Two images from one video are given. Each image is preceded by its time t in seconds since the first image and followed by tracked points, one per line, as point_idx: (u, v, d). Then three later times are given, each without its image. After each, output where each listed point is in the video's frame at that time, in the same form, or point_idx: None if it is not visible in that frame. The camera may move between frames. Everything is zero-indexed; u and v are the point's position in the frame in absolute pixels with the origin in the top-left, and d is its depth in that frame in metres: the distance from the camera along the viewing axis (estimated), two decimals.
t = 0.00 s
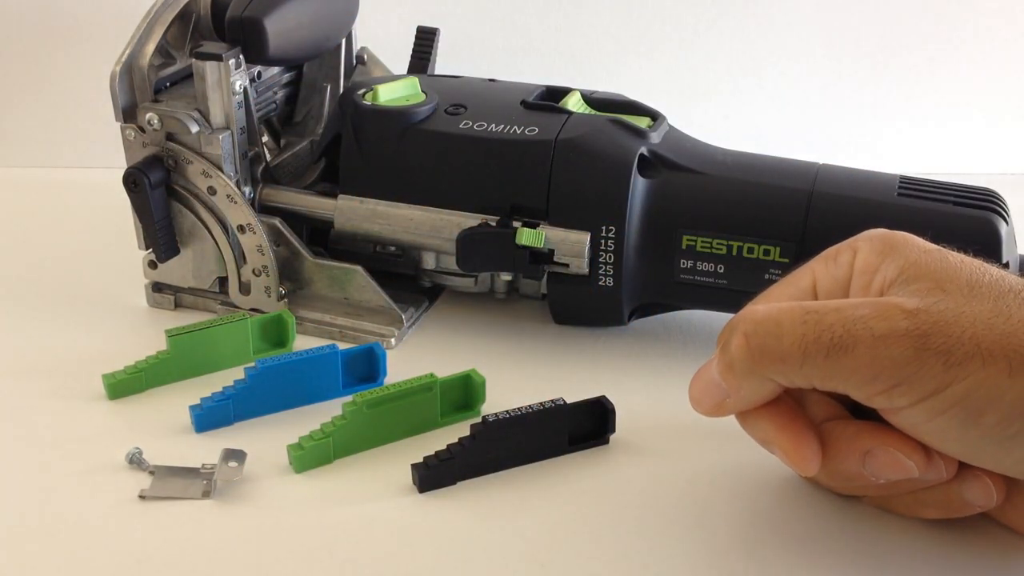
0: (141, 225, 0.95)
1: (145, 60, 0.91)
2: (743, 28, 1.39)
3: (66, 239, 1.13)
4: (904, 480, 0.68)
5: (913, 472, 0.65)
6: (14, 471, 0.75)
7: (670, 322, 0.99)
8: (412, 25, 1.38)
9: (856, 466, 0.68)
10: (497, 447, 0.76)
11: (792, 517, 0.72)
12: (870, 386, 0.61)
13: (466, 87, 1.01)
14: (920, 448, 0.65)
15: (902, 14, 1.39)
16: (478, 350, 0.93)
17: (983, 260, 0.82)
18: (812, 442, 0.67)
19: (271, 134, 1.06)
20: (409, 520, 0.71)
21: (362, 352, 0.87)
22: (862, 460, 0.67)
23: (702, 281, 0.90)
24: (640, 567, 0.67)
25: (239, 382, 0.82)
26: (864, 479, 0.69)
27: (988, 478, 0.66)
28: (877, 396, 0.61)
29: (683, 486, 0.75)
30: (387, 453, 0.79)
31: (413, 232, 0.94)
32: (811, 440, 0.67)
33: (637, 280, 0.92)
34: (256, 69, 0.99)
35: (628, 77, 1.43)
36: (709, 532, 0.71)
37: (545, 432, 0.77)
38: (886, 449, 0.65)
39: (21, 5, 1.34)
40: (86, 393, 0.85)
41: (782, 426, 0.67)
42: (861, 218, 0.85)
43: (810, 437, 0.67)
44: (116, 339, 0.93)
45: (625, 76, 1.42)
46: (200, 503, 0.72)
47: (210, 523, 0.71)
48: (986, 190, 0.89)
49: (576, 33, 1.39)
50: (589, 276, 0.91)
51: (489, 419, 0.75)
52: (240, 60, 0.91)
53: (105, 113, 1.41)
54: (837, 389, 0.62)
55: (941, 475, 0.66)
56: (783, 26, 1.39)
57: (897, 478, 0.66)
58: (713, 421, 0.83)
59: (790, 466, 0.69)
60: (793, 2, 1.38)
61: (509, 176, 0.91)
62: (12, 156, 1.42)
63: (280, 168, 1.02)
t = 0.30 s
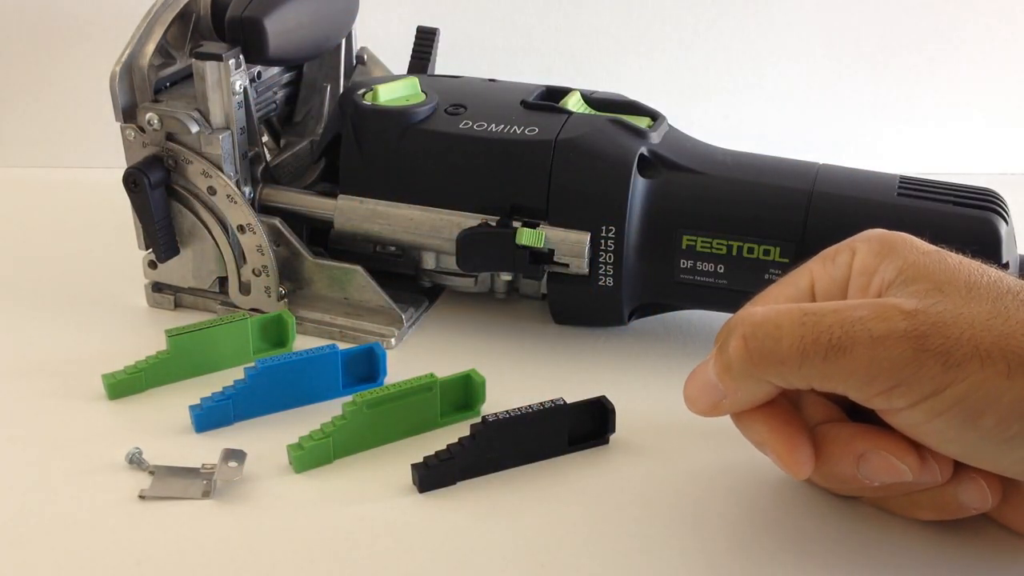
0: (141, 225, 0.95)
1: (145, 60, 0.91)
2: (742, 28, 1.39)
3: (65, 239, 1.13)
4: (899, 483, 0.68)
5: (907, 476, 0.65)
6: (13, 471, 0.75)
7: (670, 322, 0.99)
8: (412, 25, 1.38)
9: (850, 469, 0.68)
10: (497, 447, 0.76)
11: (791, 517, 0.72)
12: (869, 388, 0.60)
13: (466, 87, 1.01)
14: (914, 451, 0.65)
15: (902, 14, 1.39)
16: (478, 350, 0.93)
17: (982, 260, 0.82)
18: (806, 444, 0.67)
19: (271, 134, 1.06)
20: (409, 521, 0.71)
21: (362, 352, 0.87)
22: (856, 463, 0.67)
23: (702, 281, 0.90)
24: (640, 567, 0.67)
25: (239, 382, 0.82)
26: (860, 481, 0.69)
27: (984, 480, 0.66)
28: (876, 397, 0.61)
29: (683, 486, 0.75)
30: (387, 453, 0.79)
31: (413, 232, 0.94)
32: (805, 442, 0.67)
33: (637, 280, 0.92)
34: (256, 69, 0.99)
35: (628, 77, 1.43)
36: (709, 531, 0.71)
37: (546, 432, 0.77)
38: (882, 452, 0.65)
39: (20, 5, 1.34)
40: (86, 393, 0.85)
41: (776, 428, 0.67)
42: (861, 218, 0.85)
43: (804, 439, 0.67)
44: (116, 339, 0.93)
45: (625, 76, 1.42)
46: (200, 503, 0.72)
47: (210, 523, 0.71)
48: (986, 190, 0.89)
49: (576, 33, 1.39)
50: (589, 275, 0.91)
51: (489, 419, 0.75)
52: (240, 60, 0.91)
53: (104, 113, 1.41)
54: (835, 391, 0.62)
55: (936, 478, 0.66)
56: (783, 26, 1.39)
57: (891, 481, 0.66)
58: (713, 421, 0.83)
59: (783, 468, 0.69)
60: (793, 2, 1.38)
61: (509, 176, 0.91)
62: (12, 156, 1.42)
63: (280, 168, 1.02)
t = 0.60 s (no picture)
0: (141, 225, 0.95)
1: (145, 60, 0.91)
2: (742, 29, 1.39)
3: (65, 239, 1.13)
4: (897, 485, 0.68)
5: (905, 477, 0.65)
6: (13, 471, 0.75)
7: (669, 322, 0.99)
8: (412, 25, 1.38)
9: (848, 470, 0.68)
10: (497, 447, 0.76)
11: (792, 517, 0.72)
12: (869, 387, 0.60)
13: (466, 87, 1.01)
14: (912, 453, 0.65)
15: (902, 15, 1.39)
16: (477, 350, 0.93)
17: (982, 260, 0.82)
18: (803, 444, 0.67)
19: (271, 134, 1.06)
20: (409, 521, 0.71)
21: (362, 351, 0.87)
22: (854, 464, 0.67)
23: (702, 281, 0.90)
24: (640, 567, 0.67)
25: (239, 383, 0.82)
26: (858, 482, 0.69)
27: (982, 481, 0.66)
28: (876, 396, 0.61)
29: (682, 486, 0.75)
30: (387, 453, 0.79)
31: (413, 233, 0.94)
32: (804, 443, 0.67)
33: (637, 280, 0.92)
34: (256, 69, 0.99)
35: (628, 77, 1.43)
36: (709, 531, 0.71)
37: (546, 432, 0.77)
38: (879, 453, 0.65)
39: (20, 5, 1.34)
40: (86, 393, 0.85)
41: (775, 428, 0.67)
42: (862, 217, 0.85)
43: (802, 439, 0.67)
44: (115, 340, 0.93)
45: (625, 76, 1.42)
46: (200, 503, 0.72)
47: (210, 523, 0.71)
48: (986, 190, 0.89)
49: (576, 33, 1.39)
50: (589, 275, 0.91)
51: (489, 419, 0.75)
52: (240, 60, 0.91)
53: (104, 114, 1.41)
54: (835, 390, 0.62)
55: (935, 479, 0.66)
56: (783, 26, 1.39)
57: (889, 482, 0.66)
58: (713, 421, 0.83)
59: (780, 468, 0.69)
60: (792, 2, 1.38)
61: (510, 176, 0.91)
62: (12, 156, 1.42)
63: (280, 168, 1.02)
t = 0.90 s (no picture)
0: (141, 224, 0.95)
1: (145, 60, 0.91)
2: (741, 29, 1.39)
3: (65, 239, 1.13)
4: (897, 485, 0.68)
5: (905, 477, 0.65)
6: (13, 472, 0.75)
7: (669, 322, 0.99)
8: (413, 25, 1.38)
9: (848, 470, 0.68)
10: (497, 447, 0.76)
11: (792, 518, 0.72)
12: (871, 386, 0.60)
13: (465, 87, 1.01)
14: (913, 454, 0.65)
15: (901, 15, 1.39)
16: (477, 351, 0.93)
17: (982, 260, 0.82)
18: (803, 444, 0.67)
19: (271, 134, 1.07)
20: (409, 520, 0.71)
21: (362, 351, 0.87)
22: (854, 464, 0.67)
23: (702, 281, 0.90)
24: (640, 567, 0.67)
25: (239, 383, 0.82)
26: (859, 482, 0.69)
27: (982, 482, 0.66)
28: (877, 396, 0.61)
29: (683, 486, 0.75)
30: (387, 454, 0.79)
31: (413, 232, 0.94)
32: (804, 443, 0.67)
33: (637, 280, 0.92)
34: (256, 69, 0.99)
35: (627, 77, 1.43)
36: (710, 532, 0.71)
37: (546, 432, 0.77)
38: (879, 454, 0.65)
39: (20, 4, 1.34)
40: (86, 393, 0.85)
41: (775, 428, 0.67)
42: (863, 217, 0.85)
43: (802, 440, 0.67)
44: (116, 340, 0.93)
45: (625, 76, 1.42)
46: (201, 503, 0.72)
47: (210, 522, 0.71)
48: (986, 190, 0.89)
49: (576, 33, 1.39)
50: (589, 275, 0.91)
51: (489, 419, 0.75)
52: (239, 60, 0.91)
53: (105, 114, 1.41)
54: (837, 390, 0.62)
55: (935, 480, 0.66)
56: (783, 27, 1.39)
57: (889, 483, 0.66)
58: (713, 422, 0.83)
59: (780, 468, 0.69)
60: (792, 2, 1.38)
61: (510, 177, 0.91)
62: (12, 157, 1.42)
63: (280, 168, 1.02)
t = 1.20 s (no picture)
0: (141, 224, 0.95)
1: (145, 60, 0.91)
2: (740, 29, 1.40)
3: (65, 239, 1.13)
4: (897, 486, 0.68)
5: (905, 478, 0.65)
6: (12, 472, 0.75)
7: (669, 322, 0.99)
8: (412, 25, 1.39)
9: (847, 471, 0.68)
10: (497, 447, 0.76)
11: (791, 517, 0.72)
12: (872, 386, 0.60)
13: (465, 87, 1.01)
14: (913, 454, 0.65)
15: (901, 15, 1.39)
16: (477, 351, 0.93)
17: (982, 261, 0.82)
18: (804, 445, 0.67)
19: (271, 134, 1.07)
20: (409, 520, 0.71)
21: (361, 351, 0.87)
22: (854, 465, 0.67)
23: (702, 281, 0.90)
24: (640, 567, 0.67)
25: (239, 383, 0.82)
26: (860, 482, 0.69)
27: (982, 483, 0.66)
28: (879, 396, 0.61)
29: (683, 486, 0.75)
30: (387, 454, 0.79)
31: (413, 232, 0.94)
32: (805, 444, 0.67)
33: (637, 280, 0.92)
34: (256, 69, 0.99)
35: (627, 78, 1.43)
36: (709, 532, 0.71)
37: (546, 432, 0.77)
38: (880, 455, 0.65)
39: (20, 5, 1.34)
40: (86, 393, 0.85)
41: (775, 428, 0.67)
42: (863, 219, 0.85)
43: (802, 440, 0.67)
44: (116, 340, 0.93)
45: (625, 76, 1.42)
46: (201, 503, 0.72)
47: (210, 522, 0.71)
48: (986, 190, 0.89)
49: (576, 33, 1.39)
50: (589, 276, 0.91)
51: (489, 419, 0.75)
52: (239, 60, 0.91)
53: (105, 114, 1.41)
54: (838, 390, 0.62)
55: (935, 481, 0.66)
56: (783, 28, 1.39)
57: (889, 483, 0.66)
58: (713, 422, 0.83)
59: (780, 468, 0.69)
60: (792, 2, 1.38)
61: (510, 177, 0.91)
62: (12, 157, 1.42)
63: (280, 168, 1.02)
